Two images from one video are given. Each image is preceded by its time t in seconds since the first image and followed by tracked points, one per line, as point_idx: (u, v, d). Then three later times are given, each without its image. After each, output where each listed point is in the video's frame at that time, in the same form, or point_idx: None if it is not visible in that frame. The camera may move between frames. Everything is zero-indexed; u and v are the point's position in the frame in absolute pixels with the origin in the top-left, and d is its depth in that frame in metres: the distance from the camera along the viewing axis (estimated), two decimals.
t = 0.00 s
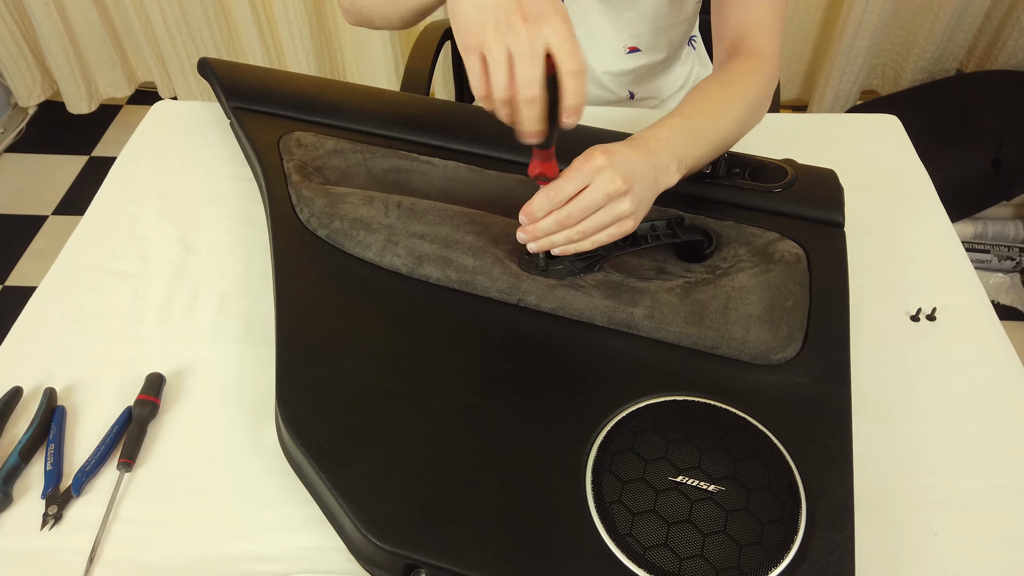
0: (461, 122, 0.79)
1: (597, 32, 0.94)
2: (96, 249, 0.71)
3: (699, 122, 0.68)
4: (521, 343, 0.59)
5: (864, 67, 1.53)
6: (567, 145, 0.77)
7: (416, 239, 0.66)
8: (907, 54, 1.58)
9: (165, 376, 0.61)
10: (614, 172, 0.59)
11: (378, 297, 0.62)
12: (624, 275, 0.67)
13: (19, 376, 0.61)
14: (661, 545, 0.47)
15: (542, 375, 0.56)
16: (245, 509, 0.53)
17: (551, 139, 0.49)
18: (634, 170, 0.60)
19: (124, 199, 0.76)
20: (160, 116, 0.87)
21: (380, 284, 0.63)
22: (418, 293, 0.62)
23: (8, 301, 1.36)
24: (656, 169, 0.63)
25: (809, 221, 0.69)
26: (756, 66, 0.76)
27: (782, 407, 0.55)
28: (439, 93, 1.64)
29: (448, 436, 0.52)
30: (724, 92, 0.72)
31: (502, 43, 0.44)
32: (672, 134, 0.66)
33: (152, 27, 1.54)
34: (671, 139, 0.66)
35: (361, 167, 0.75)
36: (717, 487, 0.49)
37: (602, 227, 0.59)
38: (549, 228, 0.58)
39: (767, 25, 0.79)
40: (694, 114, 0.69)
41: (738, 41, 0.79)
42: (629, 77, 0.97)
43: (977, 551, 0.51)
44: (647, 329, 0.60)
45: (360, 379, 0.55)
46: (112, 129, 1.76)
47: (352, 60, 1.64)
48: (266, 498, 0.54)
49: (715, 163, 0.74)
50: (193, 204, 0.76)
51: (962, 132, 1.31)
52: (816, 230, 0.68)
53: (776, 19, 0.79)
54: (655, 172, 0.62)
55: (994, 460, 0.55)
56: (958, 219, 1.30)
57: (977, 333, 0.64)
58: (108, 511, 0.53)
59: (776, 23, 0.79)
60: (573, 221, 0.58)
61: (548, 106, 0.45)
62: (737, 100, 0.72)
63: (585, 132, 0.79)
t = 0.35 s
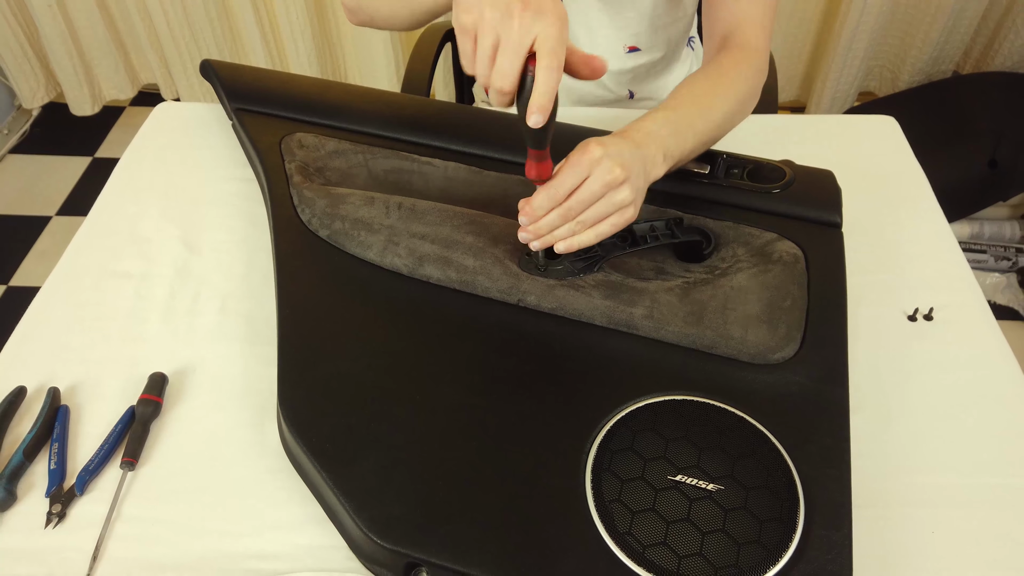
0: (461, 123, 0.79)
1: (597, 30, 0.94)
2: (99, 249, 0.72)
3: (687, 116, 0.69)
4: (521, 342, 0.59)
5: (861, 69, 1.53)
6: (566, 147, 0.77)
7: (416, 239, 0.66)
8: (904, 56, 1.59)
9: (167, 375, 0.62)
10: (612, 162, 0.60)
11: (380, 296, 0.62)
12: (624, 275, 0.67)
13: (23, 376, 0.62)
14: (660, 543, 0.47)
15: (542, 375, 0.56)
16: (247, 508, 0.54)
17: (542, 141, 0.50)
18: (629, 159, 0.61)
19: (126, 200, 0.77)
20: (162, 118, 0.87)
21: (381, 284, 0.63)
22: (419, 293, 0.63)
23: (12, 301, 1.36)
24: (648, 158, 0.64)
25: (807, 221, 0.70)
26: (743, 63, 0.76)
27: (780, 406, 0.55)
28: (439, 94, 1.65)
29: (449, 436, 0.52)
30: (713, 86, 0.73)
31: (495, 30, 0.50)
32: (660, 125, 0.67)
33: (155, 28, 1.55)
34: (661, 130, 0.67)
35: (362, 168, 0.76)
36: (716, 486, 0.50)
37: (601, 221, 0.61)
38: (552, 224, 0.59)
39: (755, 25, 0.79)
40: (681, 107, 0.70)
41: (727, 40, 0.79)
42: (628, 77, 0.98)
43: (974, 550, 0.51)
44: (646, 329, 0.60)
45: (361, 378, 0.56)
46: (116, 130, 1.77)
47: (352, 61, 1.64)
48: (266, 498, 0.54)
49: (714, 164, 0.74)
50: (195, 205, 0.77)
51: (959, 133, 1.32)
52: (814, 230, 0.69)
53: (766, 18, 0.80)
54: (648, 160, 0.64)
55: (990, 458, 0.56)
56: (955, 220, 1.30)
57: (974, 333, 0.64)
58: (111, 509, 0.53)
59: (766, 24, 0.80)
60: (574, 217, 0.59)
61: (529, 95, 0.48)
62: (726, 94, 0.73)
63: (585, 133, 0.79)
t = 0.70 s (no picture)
0: (461, 123, 0.79)
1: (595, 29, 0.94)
2: (100, 250, 0.72)
3: (684, 115, 0.69)
4: (521, 342, 0.59)
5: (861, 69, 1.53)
6: (566, 147, 0.77)
7: (416, 239, 0.66)
8: (903, 57, 1.59)
9: (168, 375, 0.62)
10: (613, 159, 0.59)
11: (380, 296, 0.62)
12: (623, 275, 0.67)
13: (24, 375, 0.62)
14: (660, 543, 0.48)
15: (542, 374, 0.57)
16: (248, 507, 0.54)
17: (549, 129, 0.51)
18: (631, 155, 0.61)
19: (127, 200, 0.77)
20: (162, 118, 0.87)
21: (382, 284, 0.63)
22: (419, 293, 0.63)
23: (14, 301, 1.36)
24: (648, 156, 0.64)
25: (806, 221, 0.70)
26: (736, 58, 0.76)
27: (780, 406, 0.55)
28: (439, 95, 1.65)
29: (449, 436, 0.52)
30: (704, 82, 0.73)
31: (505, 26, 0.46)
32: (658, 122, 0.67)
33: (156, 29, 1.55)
34: (659, 126, 0.67)
35: (362, 168, 0.76)
36: (715, 486, 0.50)
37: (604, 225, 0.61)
38: (554, 221, 0.59)
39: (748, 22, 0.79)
40: (677, 105, 0.70)
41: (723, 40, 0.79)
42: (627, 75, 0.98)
43: (973, 549, 0.51)
44: (645, 329, 0.60)
45: (362, 378, 0.56)
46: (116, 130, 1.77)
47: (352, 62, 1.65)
48: (267, 497, 0.54)
49: (713, 165, 0.74)
50: (195, 205, 0.77)
51: (958, 133, 1.32)
52: (813, 230, 0.69)
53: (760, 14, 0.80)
54: (649, 156, 0.64)
55: (989, 458, 0.56)
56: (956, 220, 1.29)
57: (974, 332, 0.64)
58: (112, 508, 0.54)
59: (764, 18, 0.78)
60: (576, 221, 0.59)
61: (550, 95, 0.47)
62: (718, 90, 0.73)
63: (585, 133, 0.80)
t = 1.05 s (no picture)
0: (461, 123, 0.79)
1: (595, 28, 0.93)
2: (101, 249, 0.72)
3: (705, 113, 0.70)
4: (521, 342, 0.59)
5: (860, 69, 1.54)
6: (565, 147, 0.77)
7: (417, 239, 0.66)
8: (903, 57, 1.59)
9: (169, 375, 0.62)
10: (624, 187, 0.61)
11: (380, 296, 0.62)
12: (623, 274, 0.67)
13: (24, 375, 0.62)
14: (660, 542, 0.48)
15: (542, 374, 0.57)
16: (249, 507, 0.54)
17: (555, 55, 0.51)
18: (643, 178, 0.62)
19: (128, 200, 0.77)
20: (162, 118, 0.87)
21: (382, 284, 0.64)
22: (420, 293, 0.63)
23: (14, 302, 1.36)
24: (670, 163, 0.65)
25: (806, 221, 0.70)
26: (747, 55, 0.76)
27: (779, 406, 0.55)
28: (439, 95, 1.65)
29: (449, 436, 0.52)
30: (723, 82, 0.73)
31: None
32: (681, 125, 0.68)
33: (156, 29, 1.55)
34: (677, 134, 0.67)
35: (362, 168, 0.76)
36: (715, 485, 0.50)
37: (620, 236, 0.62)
38: (567, 254, 0.61)
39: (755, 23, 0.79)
40: (698, 104, 0.70)
41: (730, 42, 0.79)
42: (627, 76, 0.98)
43: (972, 548, 0.51)
44: (645, 329, 0.60)
45: (362, 377, 0.56)
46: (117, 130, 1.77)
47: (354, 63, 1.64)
48: (267, 496, 0.55)
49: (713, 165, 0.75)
50: (195, 206, 0.77)
51: (958, 134, 1.32)
52: (813, 230, 0.69)
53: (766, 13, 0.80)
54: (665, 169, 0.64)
55: (990, 458, 0.56)
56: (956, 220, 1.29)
57: (973, 332, 0.65)
58: (113, 507, 0.54)
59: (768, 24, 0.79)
60: (591, 232, 0.60)
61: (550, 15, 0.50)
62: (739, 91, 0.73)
63: (585, 133, 0.80)
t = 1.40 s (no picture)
0: (462, 124, 0.79)
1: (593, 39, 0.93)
2: (102, 249, 0.72)
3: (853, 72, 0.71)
4: (521, 341, 0.59)
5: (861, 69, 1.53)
6: (566, 148, 0.77)
7: (417, 239, 0.66)
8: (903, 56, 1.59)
9: (169, 375, 0.62)
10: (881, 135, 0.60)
11: (380, 295, 0.62)
12: (623, 274, 0.67)
13: (25, 375, 0.62)
14: (660, 542, 0.48)
15: (541, 374, 0.57)
16: (250, 507, 0.54)
17: None
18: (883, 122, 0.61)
19: (128, 200, 0.77)
20: (163, 118, 0.87)
21: (382, 283, 0.64)
22: (420, 293, 0.63)
23: (14, 301, 1.36)
24: (892, 111, 0.61)
25: (806, 221, 0.70)
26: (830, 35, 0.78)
27: (779, 405, 0.55)
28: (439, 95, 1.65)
29: (449, 435, 0.52)
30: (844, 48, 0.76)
31: None
32: (854, 86, 0.70)
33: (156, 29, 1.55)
34: (853, 87, 0.70)
35: (362, 167, 0.76)
36: (715, 485, 0.50)
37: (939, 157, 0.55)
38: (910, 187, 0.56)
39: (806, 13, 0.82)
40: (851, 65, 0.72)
41: (792, 31, 0.82)
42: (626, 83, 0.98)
43: (971, 548, 0.51)
44: (645, 329, 0.60)
45: (362, 377, 0.56)
46: (117, 130, 1.77)
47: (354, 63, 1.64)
48: (268, 495, 0.55)
49: (713, 165, 0.75)
50: (195, 205, 0.77)
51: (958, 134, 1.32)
52: (813, 230, 0.69)
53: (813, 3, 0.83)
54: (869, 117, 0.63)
55: (989, 458, 0.56)
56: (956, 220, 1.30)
57: (973, 332, 0.65)
58: (113, 507, 0.54)
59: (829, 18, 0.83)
60: (942, 164, 0.55)
61: None
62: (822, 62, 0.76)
63: (585, 133, 0.80)
